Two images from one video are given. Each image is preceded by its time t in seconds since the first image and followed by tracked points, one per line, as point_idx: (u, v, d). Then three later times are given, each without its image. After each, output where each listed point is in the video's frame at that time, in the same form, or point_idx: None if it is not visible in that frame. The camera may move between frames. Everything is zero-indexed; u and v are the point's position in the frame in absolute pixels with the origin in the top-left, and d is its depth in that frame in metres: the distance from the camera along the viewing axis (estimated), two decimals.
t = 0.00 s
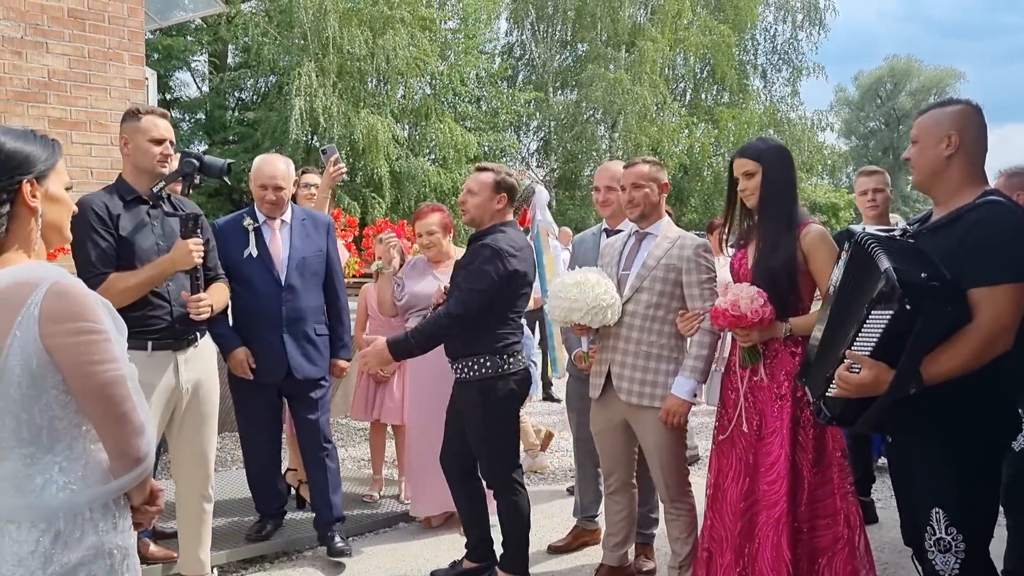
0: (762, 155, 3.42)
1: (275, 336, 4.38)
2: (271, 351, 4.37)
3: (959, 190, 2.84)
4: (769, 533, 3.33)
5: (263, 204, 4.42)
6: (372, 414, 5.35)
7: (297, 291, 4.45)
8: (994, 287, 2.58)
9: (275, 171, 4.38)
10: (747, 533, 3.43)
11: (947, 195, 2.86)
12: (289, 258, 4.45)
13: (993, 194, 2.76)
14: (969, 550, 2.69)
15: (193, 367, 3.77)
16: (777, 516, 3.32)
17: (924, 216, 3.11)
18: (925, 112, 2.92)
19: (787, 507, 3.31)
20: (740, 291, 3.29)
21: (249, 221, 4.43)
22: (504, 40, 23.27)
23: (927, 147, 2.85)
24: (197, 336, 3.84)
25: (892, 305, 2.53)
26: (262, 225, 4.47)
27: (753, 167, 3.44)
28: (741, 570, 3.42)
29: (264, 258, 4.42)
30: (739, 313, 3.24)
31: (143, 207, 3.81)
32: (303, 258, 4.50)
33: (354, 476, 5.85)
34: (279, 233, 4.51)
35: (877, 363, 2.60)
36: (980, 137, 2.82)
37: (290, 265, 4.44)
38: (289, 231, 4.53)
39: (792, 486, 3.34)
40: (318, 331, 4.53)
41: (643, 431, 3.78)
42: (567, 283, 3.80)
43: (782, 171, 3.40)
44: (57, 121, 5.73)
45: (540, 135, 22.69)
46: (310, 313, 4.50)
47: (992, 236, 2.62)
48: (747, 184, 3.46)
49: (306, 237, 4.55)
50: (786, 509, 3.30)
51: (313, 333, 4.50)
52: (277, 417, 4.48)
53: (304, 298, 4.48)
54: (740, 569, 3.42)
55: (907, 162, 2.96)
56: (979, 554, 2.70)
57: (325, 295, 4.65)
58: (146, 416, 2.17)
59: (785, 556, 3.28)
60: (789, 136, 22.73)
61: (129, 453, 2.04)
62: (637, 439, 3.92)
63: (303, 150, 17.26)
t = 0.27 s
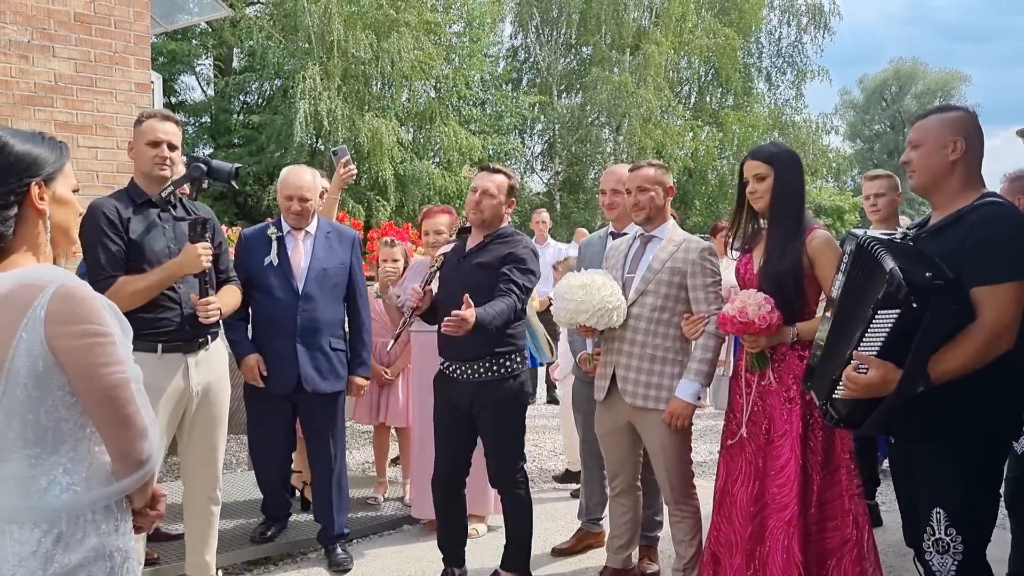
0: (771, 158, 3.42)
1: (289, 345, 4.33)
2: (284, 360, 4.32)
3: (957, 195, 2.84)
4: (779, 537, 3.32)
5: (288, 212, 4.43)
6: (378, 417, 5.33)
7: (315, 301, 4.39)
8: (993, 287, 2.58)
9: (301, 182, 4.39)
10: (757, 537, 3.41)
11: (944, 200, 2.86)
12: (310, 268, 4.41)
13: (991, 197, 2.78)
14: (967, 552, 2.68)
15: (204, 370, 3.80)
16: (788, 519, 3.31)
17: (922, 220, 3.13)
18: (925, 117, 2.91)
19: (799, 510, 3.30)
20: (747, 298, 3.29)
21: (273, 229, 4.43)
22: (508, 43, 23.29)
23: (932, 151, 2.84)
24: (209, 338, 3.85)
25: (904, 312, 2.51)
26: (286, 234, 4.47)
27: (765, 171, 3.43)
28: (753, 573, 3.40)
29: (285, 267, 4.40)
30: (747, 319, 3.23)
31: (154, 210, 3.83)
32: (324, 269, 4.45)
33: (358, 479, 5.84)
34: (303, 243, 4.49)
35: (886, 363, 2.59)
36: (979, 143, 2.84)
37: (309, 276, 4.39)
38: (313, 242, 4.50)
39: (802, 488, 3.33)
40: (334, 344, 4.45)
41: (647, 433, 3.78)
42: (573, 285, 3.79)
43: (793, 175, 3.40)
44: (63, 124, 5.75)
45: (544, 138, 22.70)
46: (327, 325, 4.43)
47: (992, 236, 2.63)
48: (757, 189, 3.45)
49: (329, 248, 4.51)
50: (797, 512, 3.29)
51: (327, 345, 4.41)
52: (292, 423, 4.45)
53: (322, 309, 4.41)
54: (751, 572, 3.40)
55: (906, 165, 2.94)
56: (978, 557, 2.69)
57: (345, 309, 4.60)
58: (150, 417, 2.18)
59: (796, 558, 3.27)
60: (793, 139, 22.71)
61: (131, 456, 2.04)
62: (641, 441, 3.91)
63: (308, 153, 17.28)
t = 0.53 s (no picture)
0: (781, 158, 3.42)
1: (306, 349, 4.33)
2: (301, 363, 4.33)
3: (962, 201, 2.85)
4: (792, 536, 3.31)
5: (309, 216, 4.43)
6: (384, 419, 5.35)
7: (334, 305, 4.39)
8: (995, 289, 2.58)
9: (324, 185, 4.39)
10: (769, 537, 3.41)
11: (949, 205, 2.87)
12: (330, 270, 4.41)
13: (991, 199, 2.81)
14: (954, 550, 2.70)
15: (213, 370, 3.81)
16: (801, 519, 3.30)
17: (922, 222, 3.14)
18: (935, 119, 2.89)
19: (811, 509, 3.30)
20: (757, 299, 3.28)
21: (296, 232, 4.43)
22: (512, 46, 23.30)
23: (951, 154, 2.83)
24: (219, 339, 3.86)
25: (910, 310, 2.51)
26: (309, 237, 4.48)
27: (776, 171, 3.42)
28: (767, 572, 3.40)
29: (305, 271, 4.40)
30: (757, 320, 3.22)
31: (163, 213, 3.85)
32: (344, 272, 4.44)
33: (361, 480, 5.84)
34: (324, 246, 4.49)
35: (896, 364, 2.57)
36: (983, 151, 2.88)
37: (329, 280, 4.39)
38: (334, 245, 4.50)
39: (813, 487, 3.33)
40: (352, 348, 4.45)
41: (652, 434, 3.77)
42: (578, 286, 3.79)
43: (802, 177, 3.40)
44: (68, 127, 5.76)
45: (548, 140, 22.70)
46: (345, 329, 4.43)
47: (992, 237, 2.63)
48: (767, 189, 3.44)
49: (349, 252, 4.50)
50: (810, 511, 3.29)
51: (344, 350, 4.41)
52: (295, 424, 4.45)
53: (340, 313, 4.41)
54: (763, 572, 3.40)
55: (914, 167, 2.90)
56: (966, 556, 2.71)
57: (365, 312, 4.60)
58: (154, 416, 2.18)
59: (810, 558, 3.26)
60: (797, 141, 22.67)
61: (136, 455, 2.05)
62: (646, 442, 3.91)
63: (312, 155, 17.30)
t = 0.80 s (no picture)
0: (793, 159, 3.41)
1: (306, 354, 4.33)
2: (302, 368, 4.33)
3: (963, 207, 2.84)
4: (796, 538, 3.31)
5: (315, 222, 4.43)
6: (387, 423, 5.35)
7: (334, 310, 4.39)
8: (997, 293, 2.57)
9: (326, 190, 4.39)
10: (773, 539, 3.40)
11: (949, 210, 2.86)
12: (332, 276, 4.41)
13: (991, 205, 2.80)
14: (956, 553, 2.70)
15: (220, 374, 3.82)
16: (806, 521, 3.29)
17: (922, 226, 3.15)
18: (937, 124, 2.88)
19: (816, 511, 3.29)
20: (763, 301, 3.28)
21: (298, 236, 4.43)
22: (514, 48, 23.30)
23: (954, 158, 2.82)
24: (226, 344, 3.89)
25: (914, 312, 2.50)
26: (310, 241, 4.48)
27: (786, 171, 3.41)
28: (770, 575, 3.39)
29: (306, 275, 4.40)
30: (762, 322, 3.22)
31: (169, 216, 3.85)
32: (344, 276, 4.44)
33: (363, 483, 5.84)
34: (325, 250, 4.49)
35: (902, 370, 2.56)
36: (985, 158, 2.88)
37: (329, 284, 4.39)
38: (335, 249, 4.50)
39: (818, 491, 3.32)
40: (352, 353, 4.44)
41: (655, 436, 3.76)
42: (580, 289, 3.79)
43: (809, 179, 3.39)
44: (72, 130, 5.77)
45: (550, 142, 22.71)
46: (346, 334, 4.43)
47: (998, 241, 2.63)
48: (775, 190, 3.43)
49: (350, 256, 4.50)
50: (814, 514, 3.28)
51: (344, 354, 4.41)
52: (297, 426, 4.45)
53: (341, 318, 4.41)
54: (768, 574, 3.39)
55: (916, 172, 2.90)
56: (967, 559, 2.71)
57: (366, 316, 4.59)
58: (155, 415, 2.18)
59: (815, 560, 3.25)
60: (801, 143, 22.65)
61: (137, 453, 2.05)
62: (649, 444, 3.90)
63: (315, 158, 17.33)
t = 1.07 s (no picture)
0: (793, 162, 3.41)
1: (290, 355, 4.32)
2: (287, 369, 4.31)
3: (963, 209, 2.83)
4: (794, 539, 3.30)
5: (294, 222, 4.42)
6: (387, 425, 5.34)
7: (317, 309, 4.40)
8: (997, 296, 2.57)
9: (303, 192, 4.37)
10: (772, 540, 3.39)
11: (949, 212, 2.85)
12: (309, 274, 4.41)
13: (991, 207, 2.79)
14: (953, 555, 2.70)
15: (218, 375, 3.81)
16: (804, 522, 3.29)
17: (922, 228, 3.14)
18: (935, 126, 2.88)
19: (814, 512, 3.28)
20: (761, 300, 3.28)
21: (275, 237, 4.42)
22: (515, 50, 23.30)
23: (954, 160, 2.81)
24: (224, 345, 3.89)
25: (912, 312, 2.50)
26: (288, 242, 4.46)
27: (785, 173, 3.41)
28: None
29: (285, 276, 4.38)
30: (760, 321, 3.21)
31: (169, 217, 3.84)
32: (325, 275, 4.44)
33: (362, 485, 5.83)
34: (304, 250, 4.48)
35: (900, 371, 2.56)
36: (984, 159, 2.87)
37: (311, 283, 4.39)
38: (313, 249, 4.49)
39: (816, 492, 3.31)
40: (335, 351, 4.45)
41: (654, 438, 3.75)
42: (578, 290, 3.78)
43: (810, 181, 3.39)
44: (71, 132, 5.77)
45: (551, 144, 22.71)
46: (328, 332, 4.43)
47: (998, 243, 2.63)
48: (775, 192, 3.42)
49: (329, 255, 4.49)
50: (813, 514, 3.28)
51: (327, 352, 4.41)
52: (296, 428, 4.45)
53: (322, 317, 4.42)
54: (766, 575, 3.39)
55: (915, 175, 2.89)
56: (964, 559, 2.71)
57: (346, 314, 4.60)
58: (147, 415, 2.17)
59: (814, 561, 3.25)
60: (801, 144, 22.65)
61: (128, 452, 2.04)
62: (647, 445, 3.89)
63: (315, 160, 17.33)
